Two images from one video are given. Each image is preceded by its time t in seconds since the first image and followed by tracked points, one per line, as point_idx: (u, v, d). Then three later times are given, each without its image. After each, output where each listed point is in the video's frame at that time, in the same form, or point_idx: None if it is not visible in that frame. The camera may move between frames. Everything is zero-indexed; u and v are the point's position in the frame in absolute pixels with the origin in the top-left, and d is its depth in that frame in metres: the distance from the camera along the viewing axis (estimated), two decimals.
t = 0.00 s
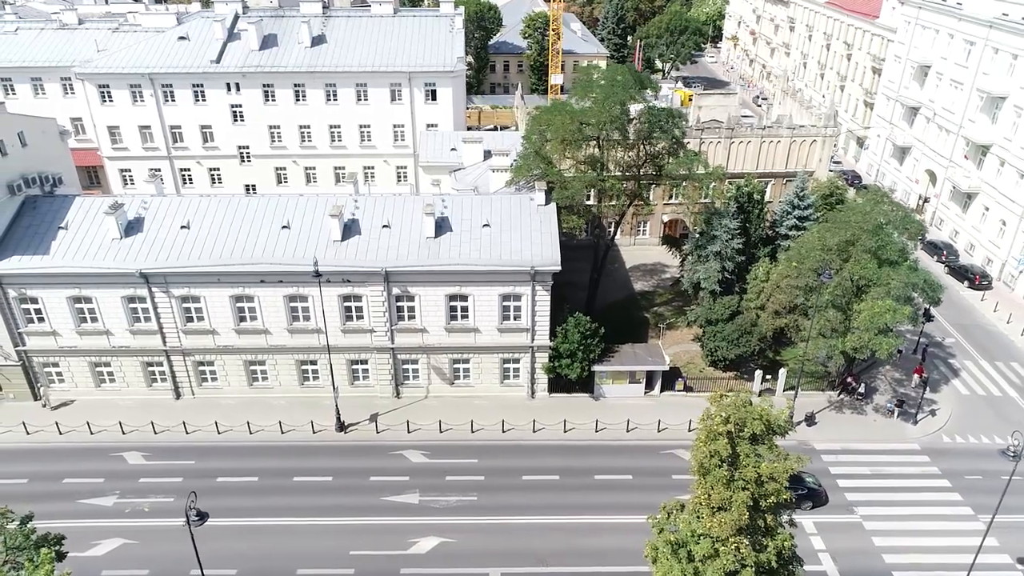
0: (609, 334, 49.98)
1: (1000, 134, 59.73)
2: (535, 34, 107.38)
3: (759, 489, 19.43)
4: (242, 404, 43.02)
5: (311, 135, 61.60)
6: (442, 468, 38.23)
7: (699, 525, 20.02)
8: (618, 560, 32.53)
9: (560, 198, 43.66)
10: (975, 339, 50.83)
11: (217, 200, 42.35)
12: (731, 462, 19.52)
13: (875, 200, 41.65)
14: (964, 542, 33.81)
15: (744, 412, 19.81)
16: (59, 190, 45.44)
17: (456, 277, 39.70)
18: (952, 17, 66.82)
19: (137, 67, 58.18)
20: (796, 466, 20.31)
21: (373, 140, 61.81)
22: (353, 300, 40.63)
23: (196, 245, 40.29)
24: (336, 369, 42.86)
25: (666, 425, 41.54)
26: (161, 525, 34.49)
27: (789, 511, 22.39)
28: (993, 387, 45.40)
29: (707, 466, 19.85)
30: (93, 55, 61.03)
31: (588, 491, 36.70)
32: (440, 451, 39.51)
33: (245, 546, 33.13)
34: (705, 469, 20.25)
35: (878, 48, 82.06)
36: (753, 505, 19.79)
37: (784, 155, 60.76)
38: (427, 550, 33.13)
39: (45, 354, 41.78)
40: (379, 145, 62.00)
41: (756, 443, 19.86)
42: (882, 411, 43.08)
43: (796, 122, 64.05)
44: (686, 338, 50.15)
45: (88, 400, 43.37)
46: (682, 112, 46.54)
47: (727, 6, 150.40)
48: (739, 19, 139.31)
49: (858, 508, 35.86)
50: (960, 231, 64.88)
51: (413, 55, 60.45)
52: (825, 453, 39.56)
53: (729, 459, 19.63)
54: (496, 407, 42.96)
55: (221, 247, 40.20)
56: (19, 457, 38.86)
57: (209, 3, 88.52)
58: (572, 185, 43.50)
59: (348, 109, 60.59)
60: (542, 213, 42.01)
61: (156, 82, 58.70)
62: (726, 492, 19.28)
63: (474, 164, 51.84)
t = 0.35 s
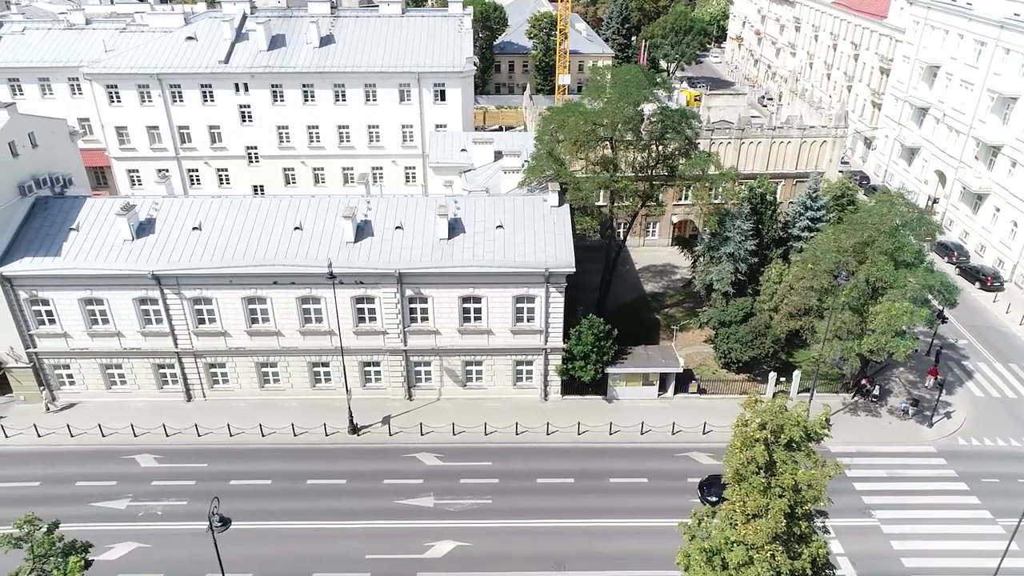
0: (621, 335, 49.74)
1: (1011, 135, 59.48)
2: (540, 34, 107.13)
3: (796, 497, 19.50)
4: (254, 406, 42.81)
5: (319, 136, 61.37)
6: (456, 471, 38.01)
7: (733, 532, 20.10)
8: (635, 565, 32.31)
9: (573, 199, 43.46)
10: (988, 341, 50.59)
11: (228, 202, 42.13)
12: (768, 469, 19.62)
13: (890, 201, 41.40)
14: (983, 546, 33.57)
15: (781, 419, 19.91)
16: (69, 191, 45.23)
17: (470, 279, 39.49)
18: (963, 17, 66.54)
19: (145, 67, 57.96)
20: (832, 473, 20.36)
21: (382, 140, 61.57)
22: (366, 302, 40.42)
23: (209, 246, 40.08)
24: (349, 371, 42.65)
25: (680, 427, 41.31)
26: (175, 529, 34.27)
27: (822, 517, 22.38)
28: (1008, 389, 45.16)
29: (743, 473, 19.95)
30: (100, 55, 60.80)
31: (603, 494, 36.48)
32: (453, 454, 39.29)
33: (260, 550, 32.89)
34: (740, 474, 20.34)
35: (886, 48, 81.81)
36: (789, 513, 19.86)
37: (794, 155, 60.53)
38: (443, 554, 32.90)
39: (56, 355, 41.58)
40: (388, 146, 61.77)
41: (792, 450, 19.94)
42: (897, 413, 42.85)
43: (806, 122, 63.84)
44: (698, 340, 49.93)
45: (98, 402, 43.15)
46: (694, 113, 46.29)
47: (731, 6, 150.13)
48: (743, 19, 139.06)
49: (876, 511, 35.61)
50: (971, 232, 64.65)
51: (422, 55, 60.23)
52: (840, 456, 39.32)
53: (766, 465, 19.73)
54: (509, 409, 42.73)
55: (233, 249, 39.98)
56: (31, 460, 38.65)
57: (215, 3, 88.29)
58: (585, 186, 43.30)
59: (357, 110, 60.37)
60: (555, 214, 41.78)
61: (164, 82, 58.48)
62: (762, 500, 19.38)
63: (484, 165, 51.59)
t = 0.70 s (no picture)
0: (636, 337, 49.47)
1: None
2: (547, 35, 106.84)
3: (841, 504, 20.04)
4: (269, 408, 42.62)
5: (330, 136, 61.14)
6: (474, 474, 37.79)
7: (777, 539, 20.60)
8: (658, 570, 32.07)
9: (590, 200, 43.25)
10: (1004, 343, 50.34)
11: (244, 203, 41.89)
12: (814, 477, 20.24)
13: (909, 202, 41.13)
14: (1006, 550, 33.34)
15: (827, 427, 20.58)
16: (83, 192, 45.00)
17: (487, 281, 39.27)
18: (975, 17, 66.24)
19: (156, 68, 57.74)
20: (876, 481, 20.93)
21: (393, 141, 61.34)
22: (382, 304, 40.19)
23: (225, 248, 39.85)
24: (364, 373, 42.44)
25: (698, 430, 41.08)
26: (193, 533, 34.05)
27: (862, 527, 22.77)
28: None
29: (789, 481, 20.57)
30: (110, 56, 60.53)
31: (623, 498, 36.25)
32: (470, 457, 39.07)
33: (279, 554, 32.68)
34: (784, 481, 20.93)
35: (896, 48, 81.52)
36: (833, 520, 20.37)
37: (807, 156, 60.27)
38: (463, 558, 32.68)
39: (71, 358, 41.37)
40: (398, 147, 61.53)
41: (837, 458, 20.59)
42: (916, 415, 42.56)
43: (818, 123, 63.59)
44: (712, 342, 49.75)
45: (112, 404, 42.94)
46: (711, 114, 46.04)
47: (736, 6, 149.88)
48: (749, 19, 138.71)
49: (898, 515, 35.36)
50: (983, 232, 64.41)
51: (433, 55, 59.99)
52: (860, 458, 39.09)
53: (812, 473, 20.34)
54: (526, 412, 42.52)
55: (249, 251, 39.73)
56: (46, 463, 38.46)
57: (222, 4, 88.08)
58: (602, 188, 43.08)
59: (368, 110, 60.15)
60: (572, 216, 41.53)
61: (174, 83, 58.25)
62: (809, 507, 19.93)
63: (498, 166, 51.33)
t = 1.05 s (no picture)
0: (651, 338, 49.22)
1: None
2: (554, 35, 106.56)
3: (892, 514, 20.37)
4: (285, 411, 42.41)
5: (341, 137, 60.91)
6: (493, 478, 37.54)
7: (826, 547, 20.99)
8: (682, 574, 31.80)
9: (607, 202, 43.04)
10: (1021, 344, 50.11)
11: (260, 204, 41.63)
12: (865, 485, 20.56)
13: (930, 204, 40.92)
14: None
15: (878, 436, 20.88)
16: (97, 193, 44.74)
17: (505, 283, 39.03)
18: (988, 17, 65.99)
19: (167, 68, 57.48)
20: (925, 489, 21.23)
21: (404, 141, 61.12)
22: (400, 306, 39.94)
23: (242, 250, 39.60)
24: (381, 375, 42.22)
25: (717, 433, 40.82)
26: (212, 537, 33.79)
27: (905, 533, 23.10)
28: None
29: (839, 489, 20.90)
30: (121, 56, 60.24)
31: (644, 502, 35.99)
32: (489, 460, 38.83)
33: (299, 559, 32.44)
34: (831, 488, 21.21)
35: (906, 48, 81.28)
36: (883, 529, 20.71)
37: (820, 157, 60.06)
38: (486, 563, 32.42)
39: (86, 360, 41.14)
40: (410, 147, 61.31)
41: (888, 467, 20.88)
42: (935, 418, 42.29)
43: (830, 124, 63.41)
44: (727, 344, 49.53)
45: (127, 407, 42.72)
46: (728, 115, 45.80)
47: (741, 6, 149.72)
48: (755, 19, 138.51)
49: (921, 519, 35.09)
50: (997, 233, 64.16)
51: (445, 55, 59.75)
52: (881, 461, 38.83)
53: (863, 482, 20.65)
54: (544, 415, 42.28)
55: (266, 253, 39.50)
56: (63, 466, 38.25)
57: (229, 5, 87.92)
58: (619, 189, 42.83)
59: (379, 111, 59.93)
60: (590, 217, 41.29)
61: (186, 83, 58.00)
62: (860, 515, 20.27)
63: (512, 167, 51.10)
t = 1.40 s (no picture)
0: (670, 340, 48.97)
1: None
2: (562, 35, 106.25)
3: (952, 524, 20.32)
4: (304, 414, 42.17)
5: (354, 138, 60.66)
6: (516, 482, 37.30)
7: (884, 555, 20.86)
8: None
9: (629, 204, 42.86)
10: None
11: (279, 206, 41.35)
12: (927, 494, 20.51)
13: (955, 206, 40.75)
14: None
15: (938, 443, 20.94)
16: (114, 195, 44.42)
17: (527, 285, 38.77)
18: (1002, 17, 65.75)
19: (180, 69, 57.17)
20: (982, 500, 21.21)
21: (418, 142, 60.89)
22: (420, 308, 39.68)
23: (262, 252, 39.34)
24: (401, 378, 41.96)
25: (740, 436, 40.57)
26: (235, 542, 33.53)
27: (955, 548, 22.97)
28: None
29: (899, 496, 20.85)
30: (133, 57, 59.91)
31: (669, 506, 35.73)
32: (511, 464, 38.56)
33: (324, 564, 32.18)
34: (888, 498, 21.09)
35: (918, 49, 81.01)
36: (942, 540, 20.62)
37: (836, 158, 59.90)
38: (512, 568, 32.17)
39: (104, 363, 40.88)
40: (423, 148, 61.07)
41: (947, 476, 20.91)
42: (958, 421, 42.03)
43: (845, 124, 63.22)
44: (746, 346, 49.31)
45: (145, 410, 42.48)
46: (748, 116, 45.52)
47: (747, 6, 149.49)
48: (762, 19, 138.31)
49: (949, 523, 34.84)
50: (1012, 234, 63.88)
51: (460, 56, 59.47)
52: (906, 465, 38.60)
53: (924, 490, 20.61)
54: (564, 418, 42.02)
55: (286, 255, 39.24)
56: (82, 470, 38.02)
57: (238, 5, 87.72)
58: (641, 191, 42.56)
59: (393, 112, 59.70)
60: (612, 219, 41.02)
61: (199, 84, 57.70)
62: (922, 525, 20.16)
63: (529, 168, 50.86)
